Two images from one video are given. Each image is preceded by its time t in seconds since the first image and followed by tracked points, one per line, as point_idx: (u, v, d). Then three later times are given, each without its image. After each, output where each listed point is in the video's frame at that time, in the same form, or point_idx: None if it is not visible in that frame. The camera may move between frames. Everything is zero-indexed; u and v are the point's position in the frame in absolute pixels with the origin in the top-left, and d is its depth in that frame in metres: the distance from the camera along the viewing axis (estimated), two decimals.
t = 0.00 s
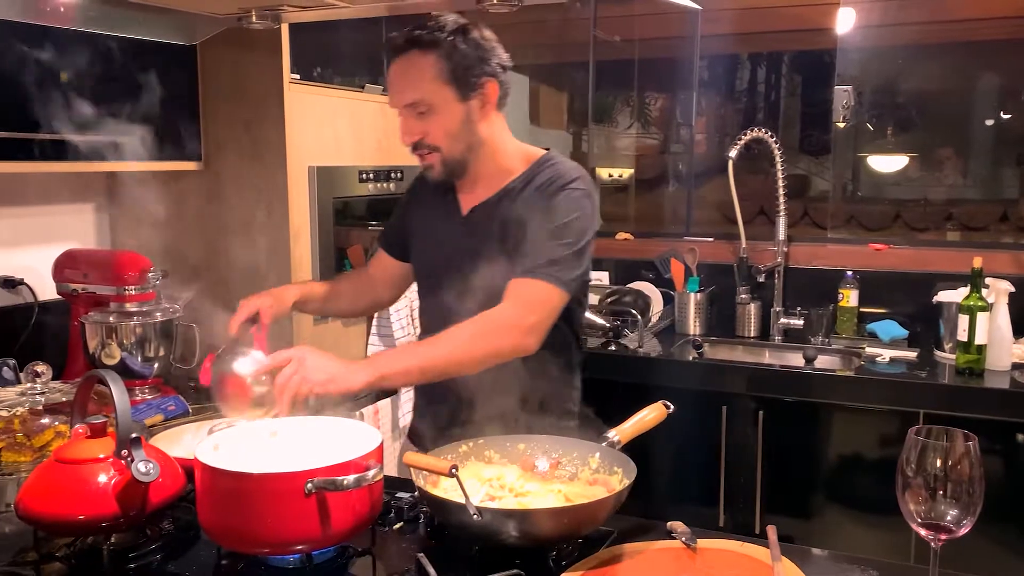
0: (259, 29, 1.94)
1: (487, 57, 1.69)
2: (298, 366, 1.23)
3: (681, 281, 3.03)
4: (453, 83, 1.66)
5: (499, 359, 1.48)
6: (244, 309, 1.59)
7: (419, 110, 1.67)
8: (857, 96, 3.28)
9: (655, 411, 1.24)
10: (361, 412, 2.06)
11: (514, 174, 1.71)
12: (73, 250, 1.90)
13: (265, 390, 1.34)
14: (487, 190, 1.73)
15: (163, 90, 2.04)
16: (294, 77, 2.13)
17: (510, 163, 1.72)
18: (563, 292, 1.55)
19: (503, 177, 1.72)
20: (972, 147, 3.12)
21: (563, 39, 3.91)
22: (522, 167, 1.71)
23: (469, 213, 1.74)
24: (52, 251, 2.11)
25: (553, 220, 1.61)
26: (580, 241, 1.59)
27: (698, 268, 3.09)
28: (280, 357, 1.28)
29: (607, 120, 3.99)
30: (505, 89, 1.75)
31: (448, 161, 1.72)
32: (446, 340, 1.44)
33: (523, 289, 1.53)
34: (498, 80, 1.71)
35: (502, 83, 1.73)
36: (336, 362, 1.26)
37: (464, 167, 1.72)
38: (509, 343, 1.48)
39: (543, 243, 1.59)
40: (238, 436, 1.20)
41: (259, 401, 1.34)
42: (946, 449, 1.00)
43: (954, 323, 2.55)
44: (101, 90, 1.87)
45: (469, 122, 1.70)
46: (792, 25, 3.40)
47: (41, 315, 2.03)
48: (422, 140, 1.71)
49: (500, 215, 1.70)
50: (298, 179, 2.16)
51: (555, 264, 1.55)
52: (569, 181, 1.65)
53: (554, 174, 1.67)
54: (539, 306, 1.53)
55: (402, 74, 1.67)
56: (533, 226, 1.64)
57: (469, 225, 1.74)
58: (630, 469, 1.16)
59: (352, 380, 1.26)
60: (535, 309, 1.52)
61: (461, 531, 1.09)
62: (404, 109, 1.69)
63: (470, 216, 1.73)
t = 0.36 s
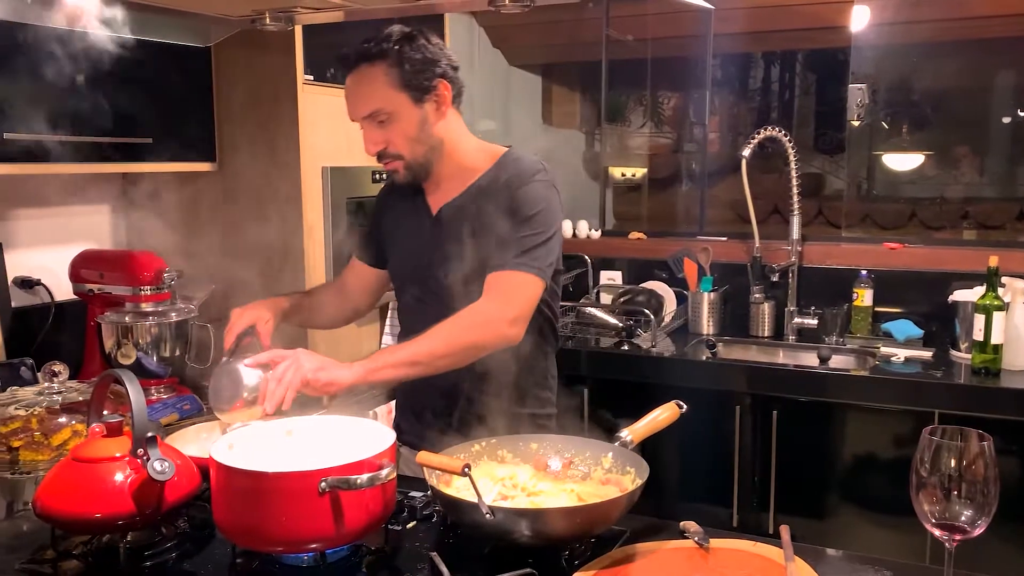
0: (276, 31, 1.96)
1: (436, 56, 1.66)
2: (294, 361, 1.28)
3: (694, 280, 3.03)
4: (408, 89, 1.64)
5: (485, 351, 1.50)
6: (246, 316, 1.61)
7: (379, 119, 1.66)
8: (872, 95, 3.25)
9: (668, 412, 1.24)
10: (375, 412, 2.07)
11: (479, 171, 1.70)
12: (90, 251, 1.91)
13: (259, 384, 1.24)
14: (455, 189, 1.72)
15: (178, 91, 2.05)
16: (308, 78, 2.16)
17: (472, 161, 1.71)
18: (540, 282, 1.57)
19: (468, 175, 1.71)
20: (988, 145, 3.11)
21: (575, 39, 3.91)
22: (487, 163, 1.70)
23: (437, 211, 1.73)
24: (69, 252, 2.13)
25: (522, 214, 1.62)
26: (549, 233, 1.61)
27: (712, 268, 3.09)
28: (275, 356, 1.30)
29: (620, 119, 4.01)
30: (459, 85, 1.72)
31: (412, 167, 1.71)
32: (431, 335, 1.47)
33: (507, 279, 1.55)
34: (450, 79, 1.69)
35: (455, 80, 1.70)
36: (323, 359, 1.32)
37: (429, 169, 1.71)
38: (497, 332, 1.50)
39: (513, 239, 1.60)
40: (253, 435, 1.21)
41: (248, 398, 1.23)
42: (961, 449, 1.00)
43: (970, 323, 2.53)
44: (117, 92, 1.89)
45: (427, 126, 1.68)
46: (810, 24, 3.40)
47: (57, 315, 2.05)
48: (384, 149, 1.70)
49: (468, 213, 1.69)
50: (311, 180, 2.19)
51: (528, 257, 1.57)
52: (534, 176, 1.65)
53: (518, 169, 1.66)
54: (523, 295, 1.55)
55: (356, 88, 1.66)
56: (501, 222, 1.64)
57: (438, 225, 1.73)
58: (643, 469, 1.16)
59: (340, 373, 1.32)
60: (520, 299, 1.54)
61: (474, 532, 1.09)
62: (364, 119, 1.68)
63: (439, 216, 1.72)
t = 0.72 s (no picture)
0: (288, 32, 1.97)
1: (410, 65, 1.63)
2: (308, 367, 1.29)
3: (707, 281, 3.02)
4: (391, 102, 1.60)
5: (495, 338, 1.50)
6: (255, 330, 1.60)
7: (369, 137, 1.63)
8: (885, 95, 3.18)
9: (677, 413, 1.24)
10: (386, 411, 2.08)
11: (471, 168, 1.70)
12: (105, 252, 1.93)
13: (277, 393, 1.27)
14: (450, 190, 1.72)
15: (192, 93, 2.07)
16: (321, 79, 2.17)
17: (461, 161, 1.71)
18: (544, 267, 1.56)
19: (460, 176, 1.71)
20: (1005, 146, 3.09)
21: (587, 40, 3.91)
22: (479, 159, 1.71)
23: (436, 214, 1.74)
24: (84, 253, 2.15)
25: (519, 204, 1.61)
26: (546, 219, 1.60)
27: (724, 268, 3.08)
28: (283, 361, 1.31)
29: (631, 120, 4.15)
30: (436, 90, 1.70)
31: (411, 178, 1.69)
32: (442, 327, 1.47)
33: (510, 267, 1.54)
34: (427, 84, 1.66)
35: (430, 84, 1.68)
36: (338, 360, 1.33)
37: (425, 176, 1.70)
38: (508, 318, 1.50)
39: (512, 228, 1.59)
40: (266, 434, 1.22)
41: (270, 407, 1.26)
42: (973, 451, 0.99)
43: (985, 324, 2.51)
44: (131, 95, 1.91)
45: (416, 134, 1.65)
46: (825, 25, 3.40)
47: (73, 316, 2.07)
48: (379, 166, 1.68)
49: (469, 211, 1.69)
50: (324, 182, 2.20)
51: (528, 244, 1.56)
52: (527, 166, 1.66)
53: (511, 161, 1.67)
54: (529, 281, 1.54)
55: (339, 111, 1.62)
56: (500, 214, 1.64)
57: (440, 227, 1.73)
58: (654, 470, 1.16)
59: (357, 373, 1.33)
60: (525, 283, 1.53)
61: (484, 532, 1.10)
62: (353, 141, 1.64)
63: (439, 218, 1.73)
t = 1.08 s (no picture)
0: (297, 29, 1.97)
1: (411, 64, 1.62)
2: (312, 361, 1.27)
3: (716, 280, 3.01)
4: (392, 101, 1.59)
5: (498, 332, 1.48)
6: (266, 335, 1.60)
7: (371, 136, 1.62)
8: (897, 94, 3.19)
9: (685, 412, 1.23)
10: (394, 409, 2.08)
11: (474, 165, 1.69)
12: (115, 248, 1.93)
13: (282, 390, 1.26)
14: (453, 188, 1.71)
15: (201, 91, 2.07)
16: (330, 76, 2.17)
17: (464, 159, 1.70)
18: (546, 260, 1.54)
19: (463, 174, 1.70)
20: (1016, 146, 3.07)
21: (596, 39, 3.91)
22: (481, 156, 1.70)
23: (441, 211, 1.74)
24: (94, 249, 2.16)
25: (521, 197, 1.60)
26: (548, 211, 1.58)
27: (734, 268, 3.07)
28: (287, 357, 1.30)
29: (642, 119, 4.15)
30: (437, 89, 1.69)
31: (414, 176, 1.68)
32: (445, 320, 1.45)
33: (512, 259, 1.52)
34: (428, 83, 1.65)
35: (431, 83, 1.67)
36: (344, 355, 1.31)
37: (429, 175, 1.69)
38: (510, 310, 1.47)
39: (513, 221, 1.58)
40: (272, 431, 1.21)
41: (276, 404, 1.26)
42: (984, 452, 0.98)
43: (997, 325, 2.49)
44: (142, 92, 1.92)
45: (418, 133, 1.64)
46: (836, 23, 3.39)
47: (83, 312, 2.08)
48: (382, 164, 1.66)
49: (474, 209, 1.69)
50: (333, 179, 2.20)
51: (529, 236, 1.55)
52: (528, 160, 1.65)
53: (512, 156, 1.66)
54: (531, 274, 1.51)
55: (342, 112, 1.61)
56: (503, 209, 1.63)
57: (447, 224, 1.73)
58: (662, 469, 1.15)
59: (362, 369, 1.31)
60: (528, 275, 1.50)
61: (492, 529, 1.09)
62: (356, 141, 1.64)
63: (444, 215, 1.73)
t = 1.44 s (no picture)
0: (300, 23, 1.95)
1: (414, 58, 1.60)
2: (317, 356, 1.25)
3: (721, 278, 2.99)
4: (396, 95, 1.57)
5: (501, 330, 1.46)
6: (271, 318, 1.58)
7: (374, 131, 1.59)
8: (903, 90, 3.18)
9: (694, 413, 1.21)
10: (396, 408, 2.05)
11: (478, 161, 1.67)
12: (116, 244, 1.91)
13: (287, 385, 1.22)
14: (455, 185, 1.69)
15: (203, 86, 2.05)
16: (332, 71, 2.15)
17: (467, 155, 1.68)
18: (551, 257, 1.52)
19: (465, 170, 1.68)
20: (1020, 142, 3.05)
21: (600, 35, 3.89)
22: (485, 152, 1.68)
23: (443, 208, 1.71)
24: (95, 246, 2.14)
25: (526, 193, 1.58)
26: (553, 208, 1.56)
27: (738, 265, 3.05)
28: (289, 353, 1.27)
29: (645, 115, 4.14)
30: (441, 84, 1.67)
31: (416, 171, 1.66)
32: (450, 318, 1.43)
33: (517, 257, 1.50)
34: (432, 78, 1.63)
35: (435, 78, 1.65)
36: (348, 350, 1.29)
37: (431, 171, 1.67)
38: (515, 309, 1.45)
39: (518, 218, 1.56)
40: (276, 431, 1.20)
41: (280, 400, 1.22)
42: (1002, 455, 0.97)
43: (1004, 323, 2.47)
44: (144, 87, 1.90)
45: (421, 128, 1.62)
46: (840, 20, 3.37)
47: (83, 308, 2.06)
48: (385, 159, 1.64)
49: (477, 206, 1.67)
50: (337, 175, 2.19)
51: (534, 233, 1.53)
52: (533, 155, 1.63)
53: (517, 152, 1.64)
54: (534, 272, 1.49)
55: (346, 105, 1.59)
56: (507, 205, 1.61)
57: (450, 221, 1.71)
58: (671, 471, 1.13)
59: (366, 365, 1.29)
60: (532, 271, 1.49)
61: (498, 532, 1.08)
62: (359, 135, 1.61)
63: (446, 211, 1.70)
